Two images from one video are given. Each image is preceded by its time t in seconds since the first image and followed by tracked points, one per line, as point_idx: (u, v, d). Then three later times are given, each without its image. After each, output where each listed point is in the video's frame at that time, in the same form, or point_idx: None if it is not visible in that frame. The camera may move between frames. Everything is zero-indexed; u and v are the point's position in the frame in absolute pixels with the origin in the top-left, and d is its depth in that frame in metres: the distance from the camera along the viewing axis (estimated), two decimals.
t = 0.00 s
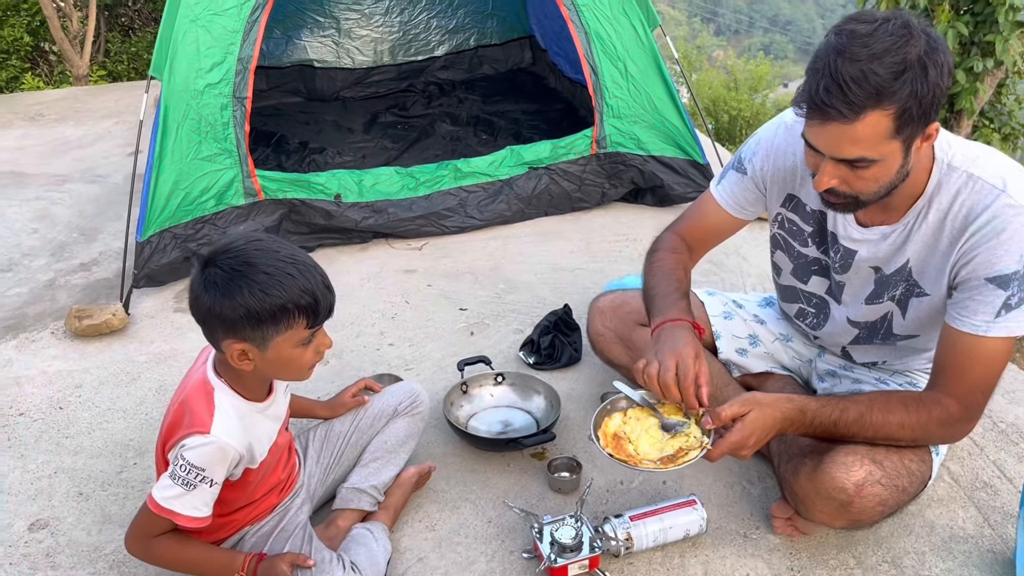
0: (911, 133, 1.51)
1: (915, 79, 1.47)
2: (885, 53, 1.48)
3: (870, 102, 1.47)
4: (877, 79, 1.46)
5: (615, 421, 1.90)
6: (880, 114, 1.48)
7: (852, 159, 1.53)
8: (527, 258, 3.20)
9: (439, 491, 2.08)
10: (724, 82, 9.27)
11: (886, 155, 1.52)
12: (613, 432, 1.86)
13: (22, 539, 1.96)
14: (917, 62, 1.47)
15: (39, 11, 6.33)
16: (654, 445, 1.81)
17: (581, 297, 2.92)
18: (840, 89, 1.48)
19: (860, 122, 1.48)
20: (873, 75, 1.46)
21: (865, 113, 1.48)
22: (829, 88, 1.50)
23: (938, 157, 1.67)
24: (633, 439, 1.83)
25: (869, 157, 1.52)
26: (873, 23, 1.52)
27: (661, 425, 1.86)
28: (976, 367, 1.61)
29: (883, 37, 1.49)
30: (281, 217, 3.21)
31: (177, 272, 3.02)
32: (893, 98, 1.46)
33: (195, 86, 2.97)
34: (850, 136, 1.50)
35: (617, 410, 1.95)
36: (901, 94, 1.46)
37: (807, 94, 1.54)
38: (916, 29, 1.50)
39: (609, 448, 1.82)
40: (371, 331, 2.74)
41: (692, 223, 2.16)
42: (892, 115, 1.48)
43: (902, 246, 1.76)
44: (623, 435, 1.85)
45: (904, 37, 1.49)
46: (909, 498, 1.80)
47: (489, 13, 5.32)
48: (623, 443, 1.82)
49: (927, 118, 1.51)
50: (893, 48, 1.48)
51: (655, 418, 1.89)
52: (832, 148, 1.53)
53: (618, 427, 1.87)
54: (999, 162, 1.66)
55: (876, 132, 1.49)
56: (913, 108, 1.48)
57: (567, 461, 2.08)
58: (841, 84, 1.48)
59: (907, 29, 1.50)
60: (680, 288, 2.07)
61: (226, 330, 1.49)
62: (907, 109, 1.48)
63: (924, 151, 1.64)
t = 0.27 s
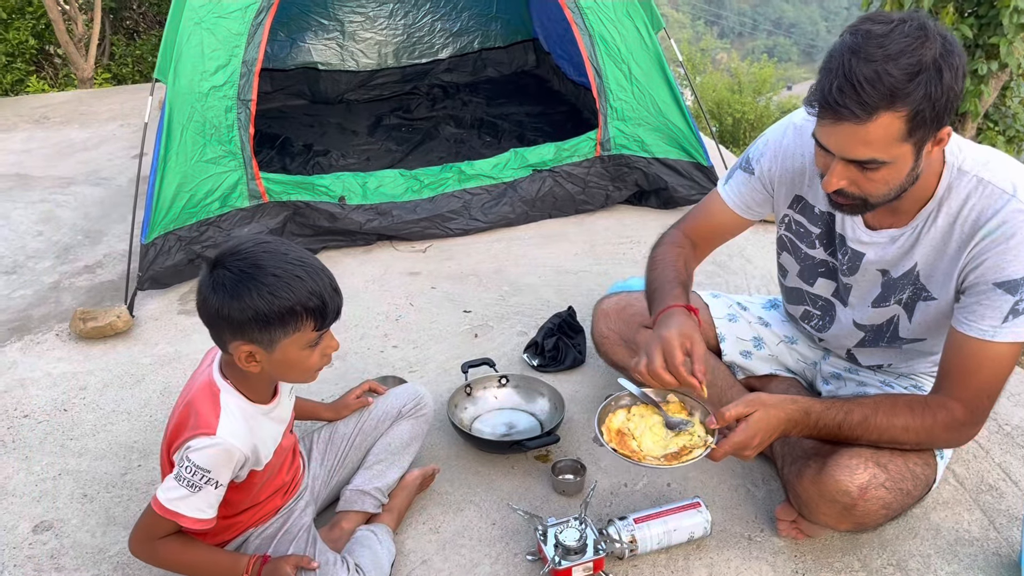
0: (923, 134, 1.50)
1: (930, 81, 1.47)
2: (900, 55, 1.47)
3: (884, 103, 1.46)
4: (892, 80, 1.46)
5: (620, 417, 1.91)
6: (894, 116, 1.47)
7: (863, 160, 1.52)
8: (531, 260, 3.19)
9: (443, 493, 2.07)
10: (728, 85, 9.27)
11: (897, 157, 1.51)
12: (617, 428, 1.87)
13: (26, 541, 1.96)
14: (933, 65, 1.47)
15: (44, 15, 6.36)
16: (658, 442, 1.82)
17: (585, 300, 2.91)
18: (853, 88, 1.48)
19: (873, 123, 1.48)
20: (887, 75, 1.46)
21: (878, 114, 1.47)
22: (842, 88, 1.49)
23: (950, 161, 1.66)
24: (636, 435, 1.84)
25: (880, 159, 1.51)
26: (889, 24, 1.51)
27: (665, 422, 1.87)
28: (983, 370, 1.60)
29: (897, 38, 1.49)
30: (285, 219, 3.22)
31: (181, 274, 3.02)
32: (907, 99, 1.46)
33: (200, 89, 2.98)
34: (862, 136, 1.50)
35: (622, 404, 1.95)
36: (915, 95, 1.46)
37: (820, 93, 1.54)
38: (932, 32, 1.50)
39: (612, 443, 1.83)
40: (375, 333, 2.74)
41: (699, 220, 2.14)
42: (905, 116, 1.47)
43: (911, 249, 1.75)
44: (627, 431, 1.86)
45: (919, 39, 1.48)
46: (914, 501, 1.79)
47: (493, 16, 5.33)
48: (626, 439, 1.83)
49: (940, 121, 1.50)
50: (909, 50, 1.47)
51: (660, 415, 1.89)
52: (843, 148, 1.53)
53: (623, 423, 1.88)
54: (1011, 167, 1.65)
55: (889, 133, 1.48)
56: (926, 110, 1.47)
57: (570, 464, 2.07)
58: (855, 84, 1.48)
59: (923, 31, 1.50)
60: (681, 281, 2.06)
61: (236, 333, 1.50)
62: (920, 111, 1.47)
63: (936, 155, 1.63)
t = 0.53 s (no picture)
0: (917, 132, 1.51)
1: (933, 75, 1.47)
2: (909, 44, 1.48)
3: (882, 88, 1.47)
4: (894, 67, 1.46)
5: (623, 418, 1.91)
6: (892, 102, 1.47)
7: (855, 146, 1.53)
8: (533, 264, 3.20)
9: (445, 497, 2.08)
10: (730, 89, 9.28)
11: (889, 148, 1.51)
12: (619, 429, 1.87)
13: (29, 545, 1.96)
14: (939, 61, 1.47)
15: (46, 18, 6.37)
16: (659, 443, 1.82)
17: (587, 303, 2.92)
18: (855, 70, 1.49)
19: (869, 107, 1.48)
20: (891, 62, 1.47)
21: (876, 98, 1.48)
22: (844, 67, 1.51)
23: (953, 168, 1.66)
24: (639, 436, 1.84)
25: (872, 147, 1.51)
26: (907, 15, 1.52)
27: (667, 423, 1.87)
28: (986, 376, 1.60)
29: (911, 30, 1.49)
30: (288, 224, 3.23)
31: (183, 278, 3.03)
32: (905, 88, 1.47)
33: (203, 92, 2.98)
34: (855, 120, 1.50)
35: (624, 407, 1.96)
36: (914, 86, 1.46)
37: (823, 73, 1.55)
38: (947, 30, 1.50)
39: (614, 443, 1.84)
40: (377, 337, 2.74)
41: (689, 219, 2.09)
42: (902, 107, 1.47)
43: (914, 256, 1.75)
44: (629, 432, 1.86)
45: (931, 34, 1.49)
46: (915, 505, 1.79)
47: (495, 20, 5.34)
48: (628, 440, 1.84)
49: (937, 120, 1.51)
50: (918, 42, 1.48)
51: (663, 416, 1.89)
52: (836, 130, 1.53)
53: (625, 424, 1.88)
54: (1015, 175, 1.66)
55: (883, 121, 1.49)
56: (925, 104, 1.47)
57: (572, 467, 2.08)
58: (857, 67, 1.49)
59: (938, 28, 1.50)
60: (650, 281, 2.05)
61: (241, 337, 1.50)
62: (917, 104, 1.47)
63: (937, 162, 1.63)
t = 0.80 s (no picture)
0: (896, 118, 1.52)
1: (914, 61, 1.49)
2: (895, 29, 1.50)
3: (862, 69, 1.50)
4: (877, 50, 1.49)
5: (624, 419, 1.92)
6: (873, 84, 1.50)
7: (834, 127, 1.55)
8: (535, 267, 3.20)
9: (448, 499, 2.08)
10: (731, 92, 9.31)
11: (864, 133, 1.53)
12: (620, 429, 1.88)
13: (34, 547, 1.97)
14: (922, 50, 1.49)
15: (49, 22, 6.39)
16: (659, 444, 1.82)
17: (589, 306, 2.92)
18: (838, 51, 1.53)
19: (850, 87, 1.51)
20: (876, 45, 1.50)
21: (857, 78, 1.51)
22: (830, 47, 1.55)
23: (944, 175, 1.68)
24: (638, 437, 1.85)
25: (849, 129, 1.54)
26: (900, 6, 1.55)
27: (667, 425, 1.87)
28: (987, 378, 1.60)
29: (900, 17, 1.53)
30: (291, 226, 3.24)
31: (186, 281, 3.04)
32: (886, 70, 1.49)
33: (207, 95, 2.99)
34: (835, 99, 1.53)
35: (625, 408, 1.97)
36: (894, 69, 1.49)
37: (810, 54, 1.59)
38: (935, 24, 1.53)
39: (614, 443, 1.84)
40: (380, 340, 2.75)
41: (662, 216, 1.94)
42: (881, 90, 1.50)
43: (910, 265, 1.76)
44: (629, 433, 1.86)
45: (920, 26, 1.51)
46: (917, 507, 1.79)
47: (497, 24, 5.35)
48: (628, 440, 1.84)
49: (919, 112, 1.52)
50: (904, 29, 1.50)
51: (663, 417, 1.90)
52: (817, 111, 1.56)
53: (626, 424, 1.89)
54: (1006, 179, 1.67)
55: (861, 103, 1.51)
56: (903, 88, 1.49)
57: (575, 469, 2.08)
58: (842, 48, 1.53)
59: (927, 21, 1.53)
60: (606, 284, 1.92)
61: (248, 340, 1.50)
62: (896, 87, 1.49)
63: (924, 164, 1.65)
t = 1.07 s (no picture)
0: (871, 134, 1.55)
1: (884, 78, 1.52)
2: (864, 47, 1.55)
3: (833, 88, 1.54)
4: (847, 69, 1.53)
5: (622, 422, 1.93)
6: (846, 102, 1.54)
7: (810, 147, 1.59)
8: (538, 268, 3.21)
9: (452, 499, 2.09)
10: (732, 94, 9.32)
11: (840, 151, 1.57)
12: (618, 432, 1.89)
13: (39, 547, 1.97)
14: (892, 66, 1.53)
15: (51, 24, 6.40)
16: (656, 446, 1.83)
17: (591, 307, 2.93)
18: (809, 71, 1.57)
19: (824, 107, 1.55)
20: (847, 65, 1.53)
21: (830, 98, 1.54)
22: (802, 69, 1.59)
23: (931, 184, 1.69)
24: (636, 439, 1.85)
25: (824, 148, 1.57)
26: (868, 24, 1.59)
27: (665, 427, 1.88)
28: (984, 381, 1.61)
29: (869, 35, 1.57)
30: (294, 228, 3.24)
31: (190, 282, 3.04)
32: (857, 89, 1.53)
33: (210, 98, 3.01)
34: (808, 118, 1.57)
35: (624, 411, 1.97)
36: (865, 86, 1.52)
37: (782, 76, 1.63)
38: (904, 40, 1.56)
39: (611, 446, 1.85)
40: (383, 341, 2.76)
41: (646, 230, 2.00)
42: (854, 107, 1.53)
43: (902, 276, 1.77)
44: (627, 436, 1.87)
45: (889, 42, 1.55)
46: (916, 508, 1.80)
47: (499, 26, 5.36)
48: (626, 443, 1.85)
49: (894, 127, 1.55)
50: (874, 47, 1.55)
51: (662, 420, 1.90)
52: (792, 131, 1.60)
53: (624, 427, 1.90)
54: (994, 184, 1.68)
55: (835, 121, 1.55)
56: (875, 105, 1.53)
57: (578, 470, 2.09)
58: (813, 68, 1.57)
59: (896, 38, 1.56)
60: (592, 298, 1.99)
61: (237, 338, 1.51)
62: (868, 105, 1.53)
63: (910, 174, 1.66)
